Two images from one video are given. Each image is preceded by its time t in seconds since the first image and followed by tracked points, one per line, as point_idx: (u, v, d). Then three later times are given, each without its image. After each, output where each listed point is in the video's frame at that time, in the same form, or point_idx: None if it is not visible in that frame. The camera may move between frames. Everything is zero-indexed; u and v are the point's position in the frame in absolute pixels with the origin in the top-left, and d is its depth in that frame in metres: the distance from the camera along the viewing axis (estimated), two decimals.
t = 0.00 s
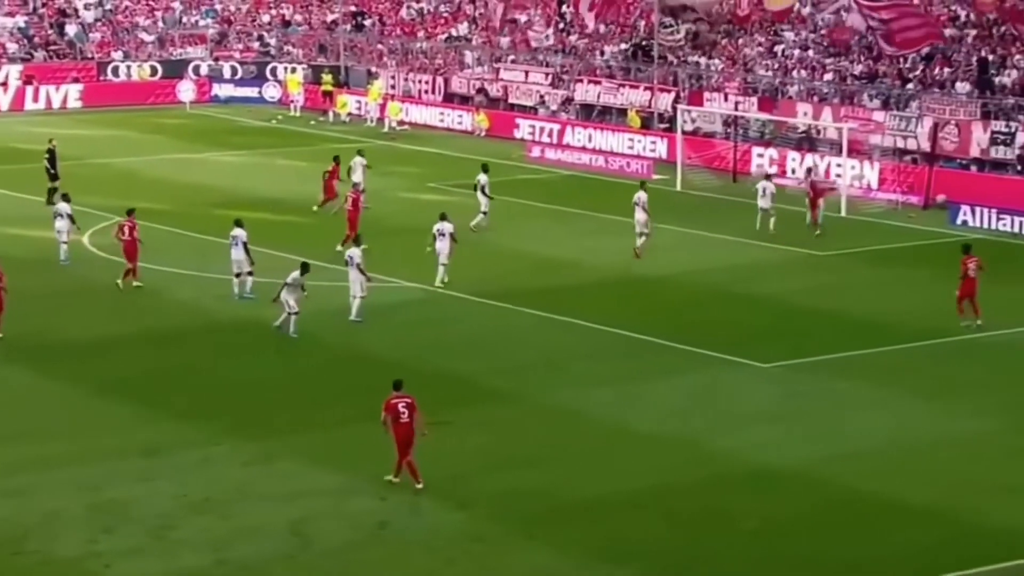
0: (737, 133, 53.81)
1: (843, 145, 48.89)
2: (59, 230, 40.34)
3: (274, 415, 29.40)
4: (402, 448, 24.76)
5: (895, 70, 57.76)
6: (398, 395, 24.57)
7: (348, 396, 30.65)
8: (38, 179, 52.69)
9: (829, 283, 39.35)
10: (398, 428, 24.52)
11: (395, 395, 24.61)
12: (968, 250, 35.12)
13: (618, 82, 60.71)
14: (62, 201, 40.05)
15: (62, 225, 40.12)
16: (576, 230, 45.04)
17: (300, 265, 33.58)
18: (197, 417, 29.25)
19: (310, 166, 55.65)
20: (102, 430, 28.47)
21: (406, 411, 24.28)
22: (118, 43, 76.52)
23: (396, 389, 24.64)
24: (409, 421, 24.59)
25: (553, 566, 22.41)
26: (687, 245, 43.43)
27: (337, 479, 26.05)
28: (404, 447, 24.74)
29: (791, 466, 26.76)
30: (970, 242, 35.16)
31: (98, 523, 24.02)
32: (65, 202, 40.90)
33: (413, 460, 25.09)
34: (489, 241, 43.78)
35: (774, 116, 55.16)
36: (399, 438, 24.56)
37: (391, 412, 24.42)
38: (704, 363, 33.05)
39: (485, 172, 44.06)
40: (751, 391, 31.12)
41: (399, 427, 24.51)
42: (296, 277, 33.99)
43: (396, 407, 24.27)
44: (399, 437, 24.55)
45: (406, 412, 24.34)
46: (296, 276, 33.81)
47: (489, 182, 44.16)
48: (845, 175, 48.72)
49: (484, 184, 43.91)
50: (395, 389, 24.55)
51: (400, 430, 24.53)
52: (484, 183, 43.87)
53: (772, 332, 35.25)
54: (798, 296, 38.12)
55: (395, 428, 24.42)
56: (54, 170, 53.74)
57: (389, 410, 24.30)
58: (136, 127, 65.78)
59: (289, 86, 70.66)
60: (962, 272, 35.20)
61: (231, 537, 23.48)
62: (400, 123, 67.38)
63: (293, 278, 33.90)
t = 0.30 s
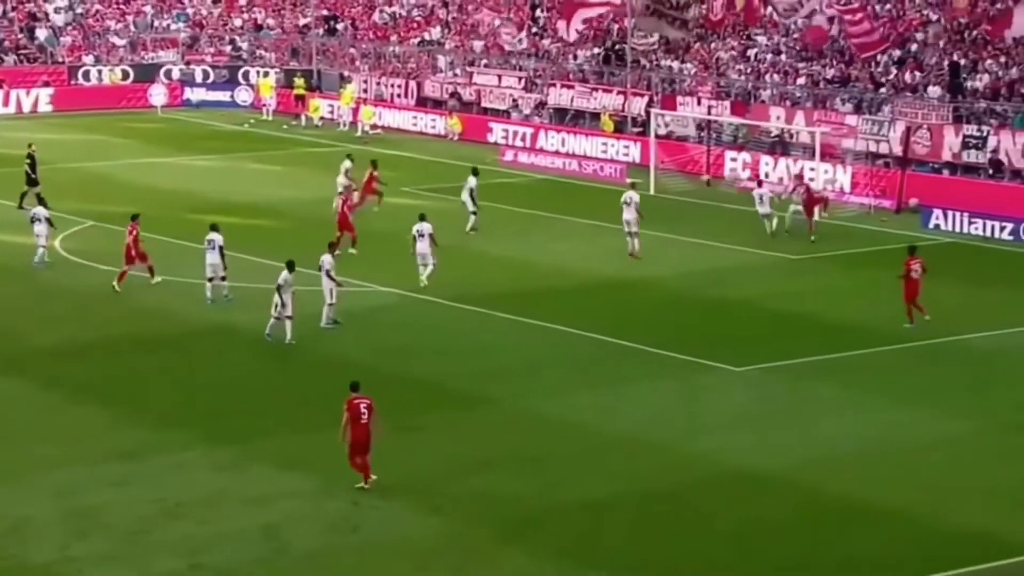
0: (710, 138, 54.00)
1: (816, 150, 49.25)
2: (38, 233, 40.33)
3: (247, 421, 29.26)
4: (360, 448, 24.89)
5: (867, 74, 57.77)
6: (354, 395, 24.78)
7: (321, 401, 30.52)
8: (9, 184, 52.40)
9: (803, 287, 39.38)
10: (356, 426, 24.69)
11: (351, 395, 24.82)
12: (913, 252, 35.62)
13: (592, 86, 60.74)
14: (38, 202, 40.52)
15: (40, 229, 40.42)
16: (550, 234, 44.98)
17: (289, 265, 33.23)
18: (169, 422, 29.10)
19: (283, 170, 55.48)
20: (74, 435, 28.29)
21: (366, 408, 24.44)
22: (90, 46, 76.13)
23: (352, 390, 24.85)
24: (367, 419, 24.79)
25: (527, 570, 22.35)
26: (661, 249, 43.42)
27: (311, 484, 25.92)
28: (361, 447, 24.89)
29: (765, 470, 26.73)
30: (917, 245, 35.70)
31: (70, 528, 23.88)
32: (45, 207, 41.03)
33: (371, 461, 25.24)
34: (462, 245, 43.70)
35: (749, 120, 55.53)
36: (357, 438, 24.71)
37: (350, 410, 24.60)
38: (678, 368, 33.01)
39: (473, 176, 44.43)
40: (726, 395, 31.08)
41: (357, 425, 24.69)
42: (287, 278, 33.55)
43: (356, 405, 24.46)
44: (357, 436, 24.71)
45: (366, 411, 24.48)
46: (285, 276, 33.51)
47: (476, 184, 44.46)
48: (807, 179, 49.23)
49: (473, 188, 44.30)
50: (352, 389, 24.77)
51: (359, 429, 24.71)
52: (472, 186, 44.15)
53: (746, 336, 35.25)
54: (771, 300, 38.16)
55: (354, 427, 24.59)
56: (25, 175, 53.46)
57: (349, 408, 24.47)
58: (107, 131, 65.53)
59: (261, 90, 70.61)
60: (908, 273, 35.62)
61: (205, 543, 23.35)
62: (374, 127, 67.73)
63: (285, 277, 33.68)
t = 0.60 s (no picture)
0: (696, 140, 54.08)
1: (802, 151, 49.37)
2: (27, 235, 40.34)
3: (233, 423, 29.17)
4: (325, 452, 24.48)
5: (853, 76, 57.85)
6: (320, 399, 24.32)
7: (306, 403, 30.43)
8: None
9: (789, 289, 39.40)
10: (324, 431, 24.24)
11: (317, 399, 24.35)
12: (880, 253, 35.63)
13: (578, 88, 60.75)
14: (26, 204, 40.44)
15: (30, 232, 40.24)
16: (536, 236, 44.96)
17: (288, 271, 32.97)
18: (154, 426, 28.94)
19: (268, 172, 55.39)
20: (59, 438, 28.19)
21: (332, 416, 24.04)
22: (74, 48, 75.93)
23: (318, 394, 24.35)
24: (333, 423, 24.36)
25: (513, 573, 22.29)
26: (647, 251, 43.41)
27: (296, 486, 25.84)
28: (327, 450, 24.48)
29: (752, 472, 26.70)
30: (882, 246, 35.69)
31: (54, 533, 23.74)
32: (33, 208, 41.00)
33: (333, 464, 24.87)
34: (448, 248, 43.66)
35: (735, 122, 55.73)
36: (325, 442, 24.28)
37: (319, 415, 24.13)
38: (665, 370, 32.99)
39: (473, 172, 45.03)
40: (712, 397, 31.06)
41: (325, 429, 24.23)
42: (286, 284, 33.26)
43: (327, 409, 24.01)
44: (324, 440, 24.27)
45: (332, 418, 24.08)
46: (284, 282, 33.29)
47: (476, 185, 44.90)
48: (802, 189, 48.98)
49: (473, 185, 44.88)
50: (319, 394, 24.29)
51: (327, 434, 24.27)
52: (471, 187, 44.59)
53: (732, 338, 35.25)
54: (757, 302, 38.17)
55: (323, 431, 24.14)
56: (9, 178, 53.30)
57: (318, 413, 24.02)
58: (91, 133, 65.31)
59: (247, 92, 70.51)
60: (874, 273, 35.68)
61: (190, 546, 23.27)
62: (359, 129, 67.70)
63: (281, 281, 33.53)
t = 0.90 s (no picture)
0: (691, 140, 54.07)
1: (798, 153, 49.66)
2: (28, 235, 40.42)
3: (228, 424, 29.16)
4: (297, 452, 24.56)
5: (848, 78, 57.93)
6: (293, 399, 24.44)
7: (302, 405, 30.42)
8: None
9: (784, 290, 39.42)
10: (296, 432, 24.33)
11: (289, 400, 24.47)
12: (855, 251, 35.77)
13: (573, 89, 60.81)
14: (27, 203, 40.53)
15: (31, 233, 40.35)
16: (532, 237, 44.98)
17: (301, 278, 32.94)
18: (150, 426, 28.93)
19: (263, 172, 55.38)
20: (55, 439, 28.19)
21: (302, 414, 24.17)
22: (69, 49, 75.83)
23: (289, 395, 24.48)
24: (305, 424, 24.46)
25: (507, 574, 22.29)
26: (643, 252, 43.43)
27: (291, 487, 25.83)
28: (299, 450, 24.56)
29: (747, 473, 26.71)
30: (858, 243, 35.82)
31: (50, 534, 23.73)
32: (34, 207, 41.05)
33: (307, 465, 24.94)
34: (443, 248, 43.66)
35: (730, 123, 55.77)
36: (297, 442, 24.38)
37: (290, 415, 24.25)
38: (661, 370, 33.02)
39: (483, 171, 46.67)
40: (708, 398, 31.08)
41: (297, 429, 24.33)
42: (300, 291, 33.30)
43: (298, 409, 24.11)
44: (296, 439, 24.36)
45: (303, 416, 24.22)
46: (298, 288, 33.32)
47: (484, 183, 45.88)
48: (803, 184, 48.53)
49: (484, 183, 46.45)
50: (290, 395, 24.42)
51: (299, 434, 24.35)
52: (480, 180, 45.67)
53: (728, 338, 35.28)
54: (752, 303, 38.19)
55: (294, 431, 24.24)
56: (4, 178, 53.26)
57: (289, 413, 24.13)
58: (86, 134, 65.21)
59: (242, 93, 70.40)
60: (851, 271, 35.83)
61: (185, 546, 23.27)
62: (354, 130, 67.71)
63: (294, 287, 33.55)
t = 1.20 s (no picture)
0: (694, 142, 54.02)
1: (801, 154, 49.55)
2: (36, 235, 40.64)
3: (230, 425, 29.15)
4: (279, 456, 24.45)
5: (851, 79, 57.84)
6: (273, 402, 24.33)
7: (304, 406, 30.39)
8: None
9: (786, 291, 39.35)
10: (278, 435, 24.22)
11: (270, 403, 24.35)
12: (840, 253, 36.07)
13: (575, 91, 60.77)
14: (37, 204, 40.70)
15: (41, 233, 40.57)
16: (532, 238, 44.96)
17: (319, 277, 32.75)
18: (151, 427, 28.93)
19: (266, 174, 55.38)
20: (56, 440, 28.19)
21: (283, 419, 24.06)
22: (72, 51, 75.84)
23: (269, 399, 24.36)
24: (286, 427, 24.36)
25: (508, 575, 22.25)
26: (645, 253, 43.40)
27: (292, 489, 25.78)
28: (280, 453, 24.45)
29: (749, 474, 26.66)
30: (843, 245, 36.14)
31: (50, 534, 23.73)
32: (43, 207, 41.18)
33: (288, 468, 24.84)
34: (446, 249, 43.64)
35: (732, 124, 55.67)
36: (279, 446, 24.27)
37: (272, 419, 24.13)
38: (663, 371, 32.98)
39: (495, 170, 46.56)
40: (708, 399, 31.05)
41: (279, 432, 24.22)
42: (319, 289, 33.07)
43: (280, 413, 24.00)
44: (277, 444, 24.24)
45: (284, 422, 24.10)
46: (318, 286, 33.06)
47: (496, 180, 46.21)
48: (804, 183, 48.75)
49: (495, 180, 46.30)
50: (271, 398, 24.29)
51: (281, 438, 24.24)
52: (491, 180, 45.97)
53: (730, 339, 35.23)
54: (754, 304, 38.14)
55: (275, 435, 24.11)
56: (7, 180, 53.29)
57: (271, 417, 24.02)
58: (90, 135, 65.25)
59: (245, 95, 70.27)
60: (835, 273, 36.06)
61: (187, 547, 23.25)
62: (356, 131, 67.63)
63: (315, 289, 33.21)
